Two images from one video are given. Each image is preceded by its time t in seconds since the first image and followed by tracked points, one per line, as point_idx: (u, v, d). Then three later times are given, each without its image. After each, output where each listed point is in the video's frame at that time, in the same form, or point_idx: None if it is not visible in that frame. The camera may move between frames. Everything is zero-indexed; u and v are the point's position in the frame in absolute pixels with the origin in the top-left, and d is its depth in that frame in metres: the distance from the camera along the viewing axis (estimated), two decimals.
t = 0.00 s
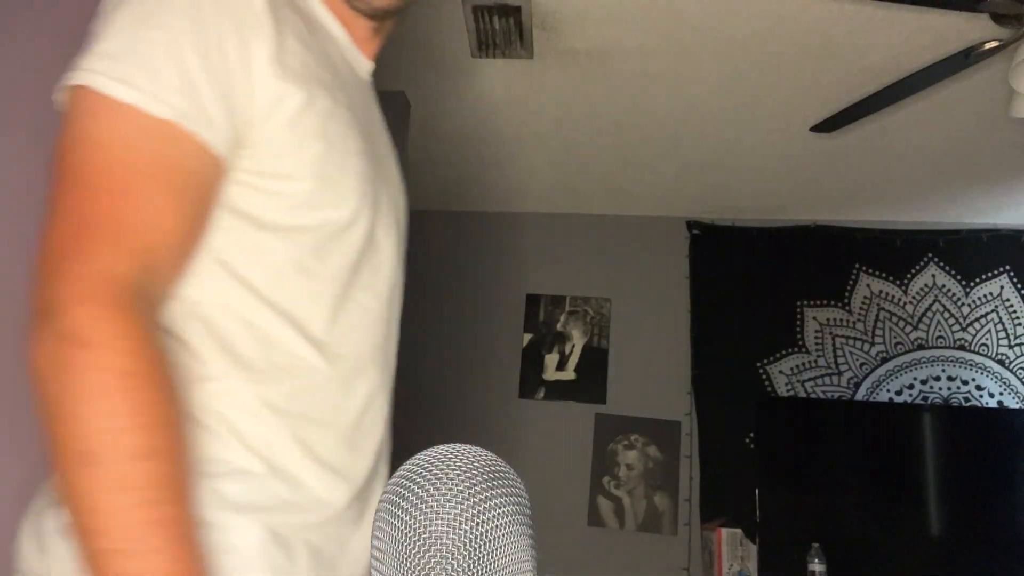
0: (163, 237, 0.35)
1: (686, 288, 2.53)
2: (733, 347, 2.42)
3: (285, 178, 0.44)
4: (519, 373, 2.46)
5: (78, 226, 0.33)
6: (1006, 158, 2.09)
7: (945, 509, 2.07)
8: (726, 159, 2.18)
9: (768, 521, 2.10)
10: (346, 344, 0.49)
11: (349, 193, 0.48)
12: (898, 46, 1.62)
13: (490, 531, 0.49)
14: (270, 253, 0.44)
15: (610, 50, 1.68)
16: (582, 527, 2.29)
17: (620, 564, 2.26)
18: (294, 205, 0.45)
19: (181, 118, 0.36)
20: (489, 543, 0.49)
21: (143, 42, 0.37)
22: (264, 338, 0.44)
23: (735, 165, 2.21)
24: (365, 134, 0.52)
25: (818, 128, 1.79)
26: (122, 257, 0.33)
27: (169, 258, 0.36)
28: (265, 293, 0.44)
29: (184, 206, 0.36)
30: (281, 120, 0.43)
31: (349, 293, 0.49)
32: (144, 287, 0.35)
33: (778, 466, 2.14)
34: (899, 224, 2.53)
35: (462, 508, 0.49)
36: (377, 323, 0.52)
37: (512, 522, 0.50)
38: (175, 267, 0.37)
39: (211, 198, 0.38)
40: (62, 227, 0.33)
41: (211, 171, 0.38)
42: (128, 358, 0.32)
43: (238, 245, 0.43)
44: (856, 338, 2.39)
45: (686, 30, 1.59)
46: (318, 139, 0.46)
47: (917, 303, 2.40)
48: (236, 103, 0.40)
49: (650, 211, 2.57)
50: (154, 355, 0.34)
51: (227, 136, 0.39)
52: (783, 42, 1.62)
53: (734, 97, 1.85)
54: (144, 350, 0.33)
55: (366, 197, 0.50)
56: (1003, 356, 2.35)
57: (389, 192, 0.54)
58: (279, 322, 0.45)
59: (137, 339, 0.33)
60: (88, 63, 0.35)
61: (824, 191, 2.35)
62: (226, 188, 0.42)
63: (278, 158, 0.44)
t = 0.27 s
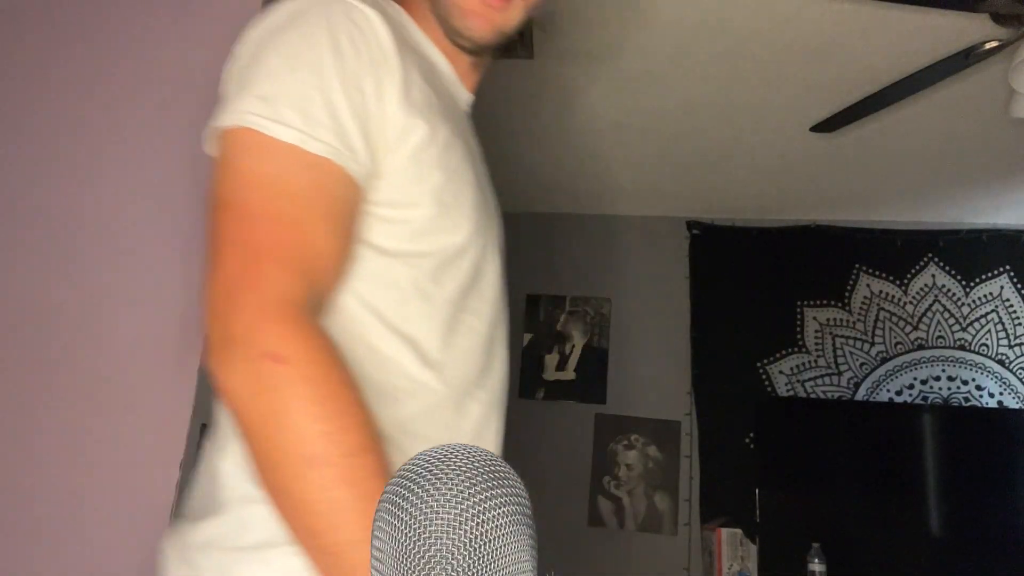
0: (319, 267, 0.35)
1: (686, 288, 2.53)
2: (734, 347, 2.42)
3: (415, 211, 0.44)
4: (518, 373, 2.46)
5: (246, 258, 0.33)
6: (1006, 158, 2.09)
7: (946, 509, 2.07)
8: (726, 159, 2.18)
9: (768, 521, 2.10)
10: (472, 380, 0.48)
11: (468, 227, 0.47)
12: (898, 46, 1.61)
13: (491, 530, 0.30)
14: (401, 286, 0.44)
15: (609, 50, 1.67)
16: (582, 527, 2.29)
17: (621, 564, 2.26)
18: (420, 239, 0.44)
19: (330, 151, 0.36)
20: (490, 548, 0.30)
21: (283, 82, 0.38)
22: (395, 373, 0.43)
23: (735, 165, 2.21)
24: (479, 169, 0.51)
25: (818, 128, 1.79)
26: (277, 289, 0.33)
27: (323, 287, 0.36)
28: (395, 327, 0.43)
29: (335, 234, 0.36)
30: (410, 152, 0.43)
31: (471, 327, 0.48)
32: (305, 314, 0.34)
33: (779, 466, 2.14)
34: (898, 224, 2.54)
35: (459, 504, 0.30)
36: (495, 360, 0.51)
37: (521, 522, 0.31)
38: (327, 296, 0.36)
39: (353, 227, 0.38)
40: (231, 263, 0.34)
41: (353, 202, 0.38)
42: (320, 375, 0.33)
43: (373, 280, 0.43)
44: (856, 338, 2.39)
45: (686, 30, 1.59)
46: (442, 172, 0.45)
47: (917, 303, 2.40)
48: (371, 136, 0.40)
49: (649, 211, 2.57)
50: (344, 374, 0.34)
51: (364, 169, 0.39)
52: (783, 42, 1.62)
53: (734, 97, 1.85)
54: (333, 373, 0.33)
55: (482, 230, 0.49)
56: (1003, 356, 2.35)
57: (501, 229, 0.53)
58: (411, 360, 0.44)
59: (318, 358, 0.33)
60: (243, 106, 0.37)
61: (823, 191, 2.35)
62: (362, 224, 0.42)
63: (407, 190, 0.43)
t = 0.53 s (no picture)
0: (471, 281, 0.43)
1: (686, 288, 2.53)
2: (734, 346, 2.42)
3: (546, 232, 0.52)
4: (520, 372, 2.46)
5: (407, 277, 0.41)
6: (1007, 158, 2.09)
7: (946, 509, 2.06)
8: (727, 159, 2.18)
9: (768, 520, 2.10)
10: (600, 375, 0.54)
11: (590, 241, 0.54)
12: (899, 45, 1.61)
13: (490, 530, 0.36)
14: (534, 296, 0.52)
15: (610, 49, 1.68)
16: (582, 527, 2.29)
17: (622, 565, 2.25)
18: (551, 255, 0.52)
19: (475, 183, 0.44)
20: (489, 546, 0.35)
21: (437, 124, 0.46)
22: (530, 369, 0.52)
23: (735, 165, 2.21)
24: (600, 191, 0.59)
25: (819, 127, 1.78)
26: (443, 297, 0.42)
27: (471, 296, 0.43)
28: (530, 331, 0.51)
29: (480, 251, 0.44)
30: (539, 182, 0.51)
31: (593, 329, 0.55)
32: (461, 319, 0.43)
33: (780, 466, 2.14)
34: (898, 224, 2.54)
35: (460, 506, 0.35)
36: (618, 357, 0.57)
37: (520, 526, 0.37)
38: (476, 305, 0.44)
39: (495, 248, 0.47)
40: (392, 278, 0.42)
41: (491, 225, 0.46)
42: (448, 382, 0.40)
43: (512, 292, 0.51)
44: (856, 338, 2.39)
45: (685, 28, 1.59)
46: (563, 197, 0.52)
47: (917, 303, 2.40)
48: (509, 170, 0.48)
49: (650, 211, 2.57)
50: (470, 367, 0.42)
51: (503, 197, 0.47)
52: (784, 41, 1.62)
53: (734, 96, 1.85)
54: (459, 373, 0.41)
55: (603, 245, 0.56)
56: (1003, 356, 2.35)
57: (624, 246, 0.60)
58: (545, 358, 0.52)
59: (456, 360, 0.41)
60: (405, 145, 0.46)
61: (824, 190, 2.35)
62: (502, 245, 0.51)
63: (537, 214, 0.51)
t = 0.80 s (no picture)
0: (541, 276, 0.57)
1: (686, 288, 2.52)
2: (734, 347, 2.42)
3: (611, 235, 0.68)
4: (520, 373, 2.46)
5: (490, 272, 0.55)
6: (1007, 157, 2.09)
7: (946, 509, 2.06)
8: (727, 159, 2.18)
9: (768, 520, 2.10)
10: (659, 352, 0.68)
11: (646, 246, 0.70)
12: (898, 45, 1.61)
13: (490, 530, 0.38)
14: (597, 284, 0.67)
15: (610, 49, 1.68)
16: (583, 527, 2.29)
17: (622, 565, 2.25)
18: (614, 254, 0.68)
19: (549, 197, 0.58)
20: (489, 546, 0.38)
21: (528, 147, 0.60)
22: (599, 341, 0.66)
23: (735, 165, 2.21)
24: (667, 204, 0.72)
25: (818, 127, 1.78)
26: (506, 296, 0.54)
27: (535, 293, 0.56)
28: (597, 312, 0.67)
29: (547, 255, 0.57)
30: (608, 194, 0.67)
31: (655, 315, 0.69)
32: (519, 317, 0.55)
33: (780, 466, 2.14)
34: (898, 224, 2.54)
35: (461, 507, 0.37)
36: (678, 339, 0.71)
37: (517, 526, 0.39)
38: (542, 302, 0.57)
39: (570, 250, 0.60)
40: (476, 269, 0.56)
41: (566, 229, 0.59)
42: (495, 371, 0.51)
43: (586, 288, 0.67)
44: (856, 338, 2.39)
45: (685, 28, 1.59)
46: (627, 207, 0.68)
47: (917, 303, 2.40)
48: (584, 186, 0.62)
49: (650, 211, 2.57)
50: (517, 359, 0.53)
51: (578, 207, 0.61)
52: (784, 40, 1.61)
53: (734, 96, 1.85)
54: (507, 364, 0.52)
55: (662, 249, 0.70)
56: (1003, 356, 2.34)
57: (692, 246, 0.74)
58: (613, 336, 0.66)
59: (506, 359, 0.52)
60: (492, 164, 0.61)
61: (823, 190, 2.35)
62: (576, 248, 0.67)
63: (603, 221, 0.68)
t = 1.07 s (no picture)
0: (589, 273, 0.57)
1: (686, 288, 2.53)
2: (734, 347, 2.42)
3: (672, 233, 0.66)
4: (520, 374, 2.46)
5: (538, 271, 0.56)
6: (1006, 157, 2.09)
7: (946, 509, 2.06)
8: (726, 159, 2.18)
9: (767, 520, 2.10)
10: (722, 355, 0.66)
11: (710, 244, 0.68)
12: (898, 45, 1.61)
13: (491, 530, 0.38)
14: (658, 282, 0.65)
15: (609, 49, 1.67)
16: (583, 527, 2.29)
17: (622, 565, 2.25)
18: (676, 251, 0.66)
19: (600, 194, 0.58)
20: (490, 546, 0.38)
21: (579, 147, 0.61)
22: (661, 339, 0.64)
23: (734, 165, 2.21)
24: (731, 204, 0.70)
25: (818, 127, 1.78)
26: (552, 295, 0.55)
27: (580, 291, 0.57)
28: (658, 310, 0.64)
29: (596, 253, 0.58)
30: (670, 189, 0.65)
31: (717, 316, 0.67)
32: (564, 317, 0.55)
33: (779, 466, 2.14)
34: (898, 224, 2.53)
35: (465, 504, 0.37)
36: (746, 343, 0.69)
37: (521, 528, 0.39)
38: (588, 301, 0.57)
39: (622, 251, 0.60)
40: (526, 268, 0.57)
41: (618, 226, 0.59)
42: (539, 368, 0.52)
43: (647, 285, 0.65)
44: (856, 338, 2.39)
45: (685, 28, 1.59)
46: (689, 204, 0.66)
47: (917, 303, 2.40)
48: (638, 186, 0.62)
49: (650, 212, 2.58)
50: (558, 359, 0.53)
51: (630, 207, 0.60)
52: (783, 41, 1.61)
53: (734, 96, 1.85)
54: (550, 362, 0.52)
55: (725, 250, 0.68)
56: (1003, 356, 2.34)
57: (758, 247, 0.72)
58: (675, 336, 0.64)
59: (551, 356, 0.53)
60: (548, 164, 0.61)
61: (823, 190, 2.35)
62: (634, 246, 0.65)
63: (664, 217, 0.65)
